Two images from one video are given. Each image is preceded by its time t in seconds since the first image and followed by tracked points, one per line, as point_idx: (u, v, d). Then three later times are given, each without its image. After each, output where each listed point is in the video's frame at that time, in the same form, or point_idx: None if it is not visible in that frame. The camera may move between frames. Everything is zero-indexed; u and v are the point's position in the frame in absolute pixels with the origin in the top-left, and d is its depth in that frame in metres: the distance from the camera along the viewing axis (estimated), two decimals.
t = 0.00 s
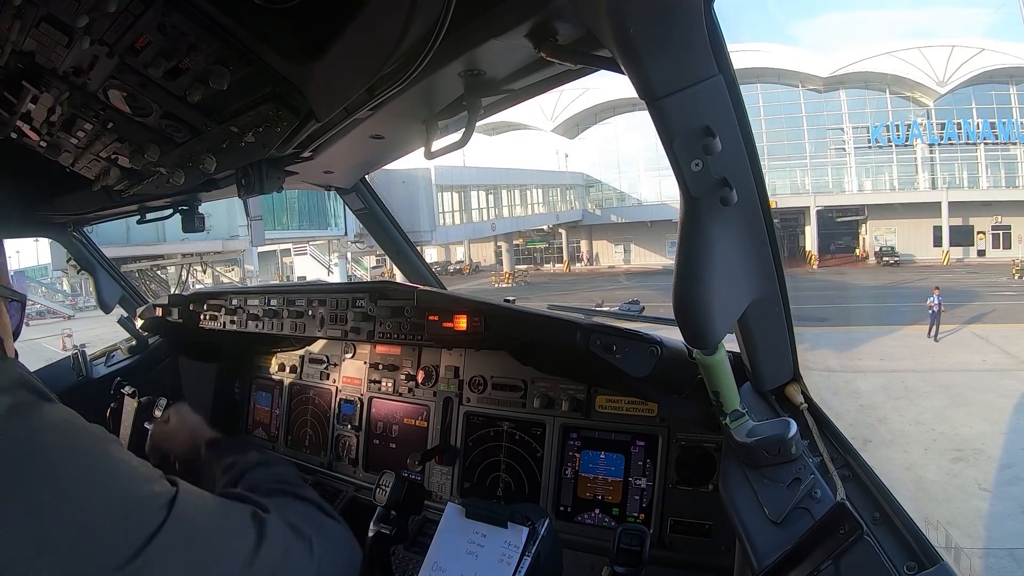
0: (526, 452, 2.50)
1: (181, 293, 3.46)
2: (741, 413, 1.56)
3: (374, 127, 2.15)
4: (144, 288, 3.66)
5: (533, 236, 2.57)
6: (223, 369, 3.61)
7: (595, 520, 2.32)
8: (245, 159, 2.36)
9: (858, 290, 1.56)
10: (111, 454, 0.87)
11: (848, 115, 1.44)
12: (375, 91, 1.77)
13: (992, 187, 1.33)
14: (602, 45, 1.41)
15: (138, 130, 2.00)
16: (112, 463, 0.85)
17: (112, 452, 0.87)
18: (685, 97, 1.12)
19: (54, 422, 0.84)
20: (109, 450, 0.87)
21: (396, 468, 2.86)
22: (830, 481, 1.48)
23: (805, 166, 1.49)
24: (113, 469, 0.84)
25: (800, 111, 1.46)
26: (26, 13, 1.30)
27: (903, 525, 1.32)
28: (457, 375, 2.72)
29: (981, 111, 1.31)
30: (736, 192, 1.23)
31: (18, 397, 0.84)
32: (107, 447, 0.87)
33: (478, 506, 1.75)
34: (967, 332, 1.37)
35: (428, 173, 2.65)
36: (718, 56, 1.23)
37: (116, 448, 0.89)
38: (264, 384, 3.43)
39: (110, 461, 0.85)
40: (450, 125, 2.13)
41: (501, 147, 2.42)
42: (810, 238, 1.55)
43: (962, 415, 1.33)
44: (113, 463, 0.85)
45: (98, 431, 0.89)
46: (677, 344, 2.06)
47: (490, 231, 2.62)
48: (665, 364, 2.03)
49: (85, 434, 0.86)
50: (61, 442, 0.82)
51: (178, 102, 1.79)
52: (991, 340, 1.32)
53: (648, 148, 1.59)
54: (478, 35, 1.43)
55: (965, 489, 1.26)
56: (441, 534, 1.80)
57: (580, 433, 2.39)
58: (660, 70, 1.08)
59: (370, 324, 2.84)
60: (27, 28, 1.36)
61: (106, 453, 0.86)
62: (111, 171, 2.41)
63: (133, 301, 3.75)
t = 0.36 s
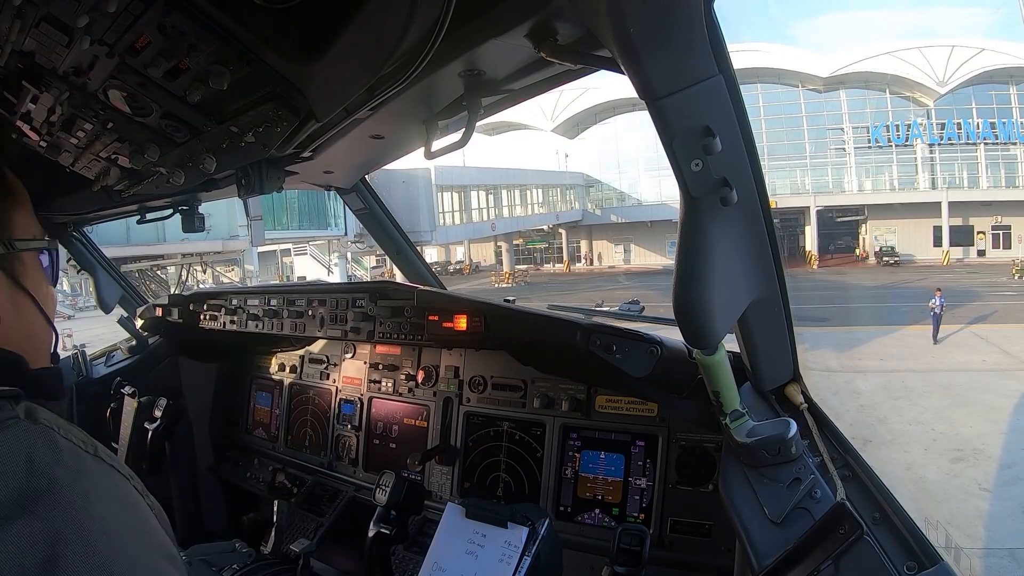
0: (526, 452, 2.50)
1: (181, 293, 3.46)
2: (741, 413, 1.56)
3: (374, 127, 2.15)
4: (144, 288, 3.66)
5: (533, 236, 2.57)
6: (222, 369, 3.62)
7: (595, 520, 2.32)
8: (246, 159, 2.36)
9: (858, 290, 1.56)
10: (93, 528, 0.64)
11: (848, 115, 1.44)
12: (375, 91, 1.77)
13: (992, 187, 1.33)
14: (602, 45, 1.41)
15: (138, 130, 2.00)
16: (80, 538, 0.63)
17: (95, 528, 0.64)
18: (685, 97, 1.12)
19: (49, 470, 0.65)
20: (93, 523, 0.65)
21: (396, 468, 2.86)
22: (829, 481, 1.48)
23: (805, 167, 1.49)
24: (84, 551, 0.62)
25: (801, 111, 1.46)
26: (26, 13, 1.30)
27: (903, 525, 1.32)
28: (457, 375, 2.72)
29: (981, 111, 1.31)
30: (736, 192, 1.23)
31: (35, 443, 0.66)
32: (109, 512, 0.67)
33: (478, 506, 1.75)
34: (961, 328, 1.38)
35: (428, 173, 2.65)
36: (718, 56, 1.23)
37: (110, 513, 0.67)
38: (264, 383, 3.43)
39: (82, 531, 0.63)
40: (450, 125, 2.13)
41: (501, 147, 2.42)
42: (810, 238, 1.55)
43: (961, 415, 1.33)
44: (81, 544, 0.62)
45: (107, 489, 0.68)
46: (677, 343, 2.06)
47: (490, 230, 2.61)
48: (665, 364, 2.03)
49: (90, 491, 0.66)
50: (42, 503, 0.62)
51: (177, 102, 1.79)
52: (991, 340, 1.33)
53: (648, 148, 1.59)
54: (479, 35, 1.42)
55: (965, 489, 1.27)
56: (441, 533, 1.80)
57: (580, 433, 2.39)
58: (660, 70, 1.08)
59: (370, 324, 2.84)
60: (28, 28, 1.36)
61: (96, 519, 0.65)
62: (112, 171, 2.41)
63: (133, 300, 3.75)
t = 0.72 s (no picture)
0: (526, 451, 2.50)
1: (181, 293, 3.45)
2: (741, 413, 1.56)
3: (374, 127, 2.15)
4: (144, 288, 3.66)
5: (533, 236, 2.57)
6: (222, 368, 3.62)
7: (595, 520, 2.32)
8: (246, 159, 2.36)
9: (858, 290, 1.56)
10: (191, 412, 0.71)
11: (848, 115, 1.44)
12: (375, 91, 1.77)
13: (992, 187, 1.33)
14: (602, 45, 1.41)
15: (138, 130, 2.00)
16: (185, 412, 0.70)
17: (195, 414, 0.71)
18: (685, 97, 1.12)
19: (149, 373, 0.73)
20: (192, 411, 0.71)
21: (396, 468, 2.86)
22: (829, 481, 1.48)
23: (805, 167, 1.49)
24: (189, 422, 0.69)
25: (800, 111, 1.46)
26: (26, 13, 1.30)
27: (903, 525, 1.33)
28: (457, 375, 2.72)
29: (981, 111, 1.31)
30: (736, 192, 1.23)
31: (135, 360, 0.74)
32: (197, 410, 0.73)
33: (477, 506, 1.75)
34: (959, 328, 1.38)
35: (428, 173, 2.65)
36: (718, 56, 1.23)
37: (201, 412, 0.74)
38: (264, 383, 3.43)
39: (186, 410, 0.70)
40: (450, 125, 2.13)
41: (501, 147, 2.42)
42: (810, 239, 1.54)
43: (961, 415, 1.33)
44: (186, 416, 0.69)
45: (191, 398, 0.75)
46: (677, 343, 2.06)
47: (490, 230, 2.61)
48: (664, 364, 2.03)
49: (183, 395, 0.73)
50: (150, 387, 0.70)
51: (177, 102, 1.79)
52: (991, 340, 1.32)
53: (648, 148, 1.59)
54: (479, 35, 1.42)
55: (965, 489, 1.26)
56: (441, 533, 1.80)
57: (580, 433, 2.39)
58: (660, 71, 1.08)
59: (370, 324, 2.84)
60: (27, 28, 1.36)
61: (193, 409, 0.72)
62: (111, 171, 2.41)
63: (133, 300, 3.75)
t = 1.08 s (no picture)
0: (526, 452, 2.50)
1: (181, 293, 3.46)
2: (741, 413, 1.56)
3: (374, 127, 2.15)
4: (144, 288, 3.66)
5: (533, 236, 2.57)
6: (222, 368, 3.62)
7: (595, 520, 2.32)
8: (246, 159, 2.36)
9: (857, 290, 1.57)
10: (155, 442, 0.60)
11: (848, 115, 1.44)
12: (375, 91, 1.77)
13: (992, 187, 1.33)
14: (602, 45, 1.41)
15: (138, 130, 2.00)
16: (144, 445, 0.58)
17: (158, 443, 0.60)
18: (685, 97, 1.12)
19: (90, 395, 0.60)
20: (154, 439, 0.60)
21: (396, 468, 2.86)
22: (830, 481, 1.48)
23: (805, 166, 1.49)
24: (155, 458, 0.58)
25: (800, 111, 1.46)
26: (26, 13, 1.30)
27: (903, 525, 1.32)
28: (457, 375, 2.72)
29: (981, 111, 1.31)
30: (736, 192, 1.23)
31: (67, 379, 0.60)
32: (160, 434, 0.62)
33: (477, 506, 1.75)
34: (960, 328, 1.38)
35: (428, 173, 2.65)
36: (718, 56, 1.23)
37: (161, 436, 0.62)
38: (264, 383, 3.43)
39: (144, 441, 0.58)
40: (450, 125, 2.13)
41: (501, 148, 2.42)
42: (810, 238, 1.54)
43: (962, 415, 1.33)
44: (145, 452, 0.58)
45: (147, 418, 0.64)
46: (677, 343, 2.06)
47: (490, 230, 2.61)
48: (664, 364, 2.03)
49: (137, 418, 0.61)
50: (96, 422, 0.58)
51: (177, 102, 1.79)
52: (991, 340, 1.31)
53: (648, 148, 1.59)
54: (479, 35, 1.42)
55: (965, 489, 1.26)
56: (441, 533, 1.80)
57: (580, 433, 2.39)
58: (660, 71, 1.08)
59: (370, 324, 2.84)
60: (28, 28, 1.36)
61: (152, 434, 0.60)
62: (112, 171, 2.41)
63: (133, 300, 3.75)
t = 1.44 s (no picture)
0: (526, 452, 2.50)
1: (181, 293, 3.45)
2: (741, 414, 1.56)
3: (374, 127, 2.15)
4: (144, 287, 3.65)
5: (533, 236, 2.57)
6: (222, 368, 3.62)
7: (595, 520, 2.32)
8: (245, 159, 2.36)
9: (857, 290, 1.57)
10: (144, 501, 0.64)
11: (848, 115, 1.45)
12: (375, 91, 1.77)
13: (992, 187, 1.33)
14: (602, 45, 1.41)
15: (138, 130, 2.00)
16: None
17: (153, 506, 0.64)
18: (685, 97, 1.12)
19: (95, 458, 0.62)
20: (148, 499, 0.64)
21: (396, 468, 2.86)
22: (830, 481, 1.48)
23: (805, 167, 1.49)
24: (147, 529, 0.61)
25: (800, 111, 1.46)
26: (26, 13, 1.30)
27: (903, 525, 1.32)
28: (457, 375, 2.72)
29: (981, 111, 1.31)
30: (736, 191, 1.23)
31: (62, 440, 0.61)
32: (141, 482, 0.64)
33: (478, 506, 1.75)
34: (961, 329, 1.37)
35: (428, 173, 2.65)
36: (718, 56, 1.23)
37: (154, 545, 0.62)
38: (264, 383, 3.42)
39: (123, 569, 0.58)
40: (450, 125, 2.13)
41: (501, 148, 2.42)
42: (810, 238, 1.54)
43: (962, 415, 1.33)
44: None
45: (139, 466, 0.67)
46: (677, 343, 2.06)
47: (490, 230, 2.61)
48: (664, 364, 2.03)
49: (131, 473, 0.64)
50: (101, 492, 0.60)
51: (177, 102, 1.79)
52: (991, 340, 1.31)
53: (648, 148, 1.59)
54: (479, 35, 1.42)
55: (965, 489, 1.27)
56: (441, 533, 1.81)
57: (580, 433, 2.39)
58: (659, 70, 1.08)
59: (370, 324, 2.84)
60: (28, 28, 1.37)
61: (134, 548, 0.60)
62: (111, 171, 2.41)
63: (133, 300, 3.75)
